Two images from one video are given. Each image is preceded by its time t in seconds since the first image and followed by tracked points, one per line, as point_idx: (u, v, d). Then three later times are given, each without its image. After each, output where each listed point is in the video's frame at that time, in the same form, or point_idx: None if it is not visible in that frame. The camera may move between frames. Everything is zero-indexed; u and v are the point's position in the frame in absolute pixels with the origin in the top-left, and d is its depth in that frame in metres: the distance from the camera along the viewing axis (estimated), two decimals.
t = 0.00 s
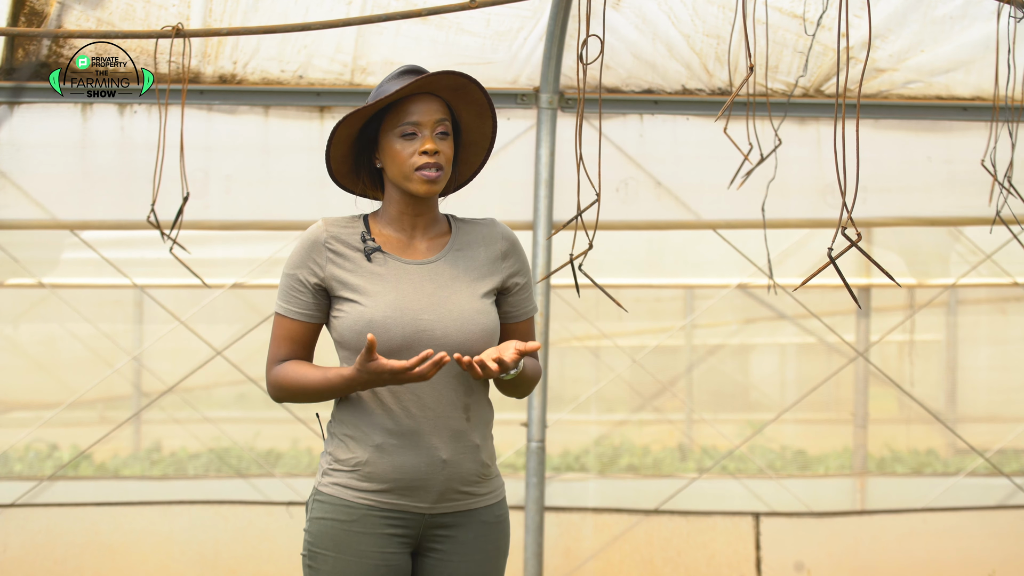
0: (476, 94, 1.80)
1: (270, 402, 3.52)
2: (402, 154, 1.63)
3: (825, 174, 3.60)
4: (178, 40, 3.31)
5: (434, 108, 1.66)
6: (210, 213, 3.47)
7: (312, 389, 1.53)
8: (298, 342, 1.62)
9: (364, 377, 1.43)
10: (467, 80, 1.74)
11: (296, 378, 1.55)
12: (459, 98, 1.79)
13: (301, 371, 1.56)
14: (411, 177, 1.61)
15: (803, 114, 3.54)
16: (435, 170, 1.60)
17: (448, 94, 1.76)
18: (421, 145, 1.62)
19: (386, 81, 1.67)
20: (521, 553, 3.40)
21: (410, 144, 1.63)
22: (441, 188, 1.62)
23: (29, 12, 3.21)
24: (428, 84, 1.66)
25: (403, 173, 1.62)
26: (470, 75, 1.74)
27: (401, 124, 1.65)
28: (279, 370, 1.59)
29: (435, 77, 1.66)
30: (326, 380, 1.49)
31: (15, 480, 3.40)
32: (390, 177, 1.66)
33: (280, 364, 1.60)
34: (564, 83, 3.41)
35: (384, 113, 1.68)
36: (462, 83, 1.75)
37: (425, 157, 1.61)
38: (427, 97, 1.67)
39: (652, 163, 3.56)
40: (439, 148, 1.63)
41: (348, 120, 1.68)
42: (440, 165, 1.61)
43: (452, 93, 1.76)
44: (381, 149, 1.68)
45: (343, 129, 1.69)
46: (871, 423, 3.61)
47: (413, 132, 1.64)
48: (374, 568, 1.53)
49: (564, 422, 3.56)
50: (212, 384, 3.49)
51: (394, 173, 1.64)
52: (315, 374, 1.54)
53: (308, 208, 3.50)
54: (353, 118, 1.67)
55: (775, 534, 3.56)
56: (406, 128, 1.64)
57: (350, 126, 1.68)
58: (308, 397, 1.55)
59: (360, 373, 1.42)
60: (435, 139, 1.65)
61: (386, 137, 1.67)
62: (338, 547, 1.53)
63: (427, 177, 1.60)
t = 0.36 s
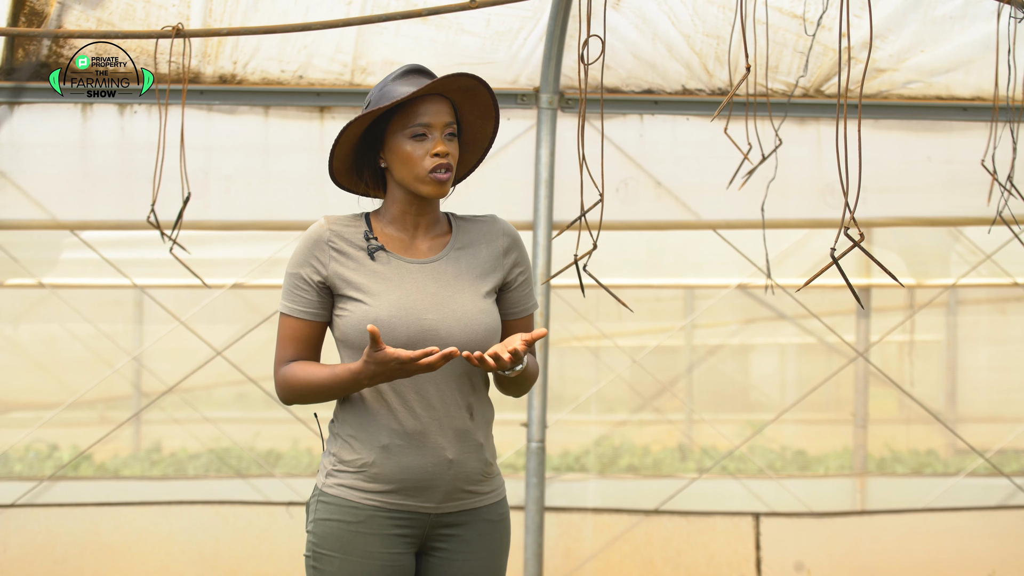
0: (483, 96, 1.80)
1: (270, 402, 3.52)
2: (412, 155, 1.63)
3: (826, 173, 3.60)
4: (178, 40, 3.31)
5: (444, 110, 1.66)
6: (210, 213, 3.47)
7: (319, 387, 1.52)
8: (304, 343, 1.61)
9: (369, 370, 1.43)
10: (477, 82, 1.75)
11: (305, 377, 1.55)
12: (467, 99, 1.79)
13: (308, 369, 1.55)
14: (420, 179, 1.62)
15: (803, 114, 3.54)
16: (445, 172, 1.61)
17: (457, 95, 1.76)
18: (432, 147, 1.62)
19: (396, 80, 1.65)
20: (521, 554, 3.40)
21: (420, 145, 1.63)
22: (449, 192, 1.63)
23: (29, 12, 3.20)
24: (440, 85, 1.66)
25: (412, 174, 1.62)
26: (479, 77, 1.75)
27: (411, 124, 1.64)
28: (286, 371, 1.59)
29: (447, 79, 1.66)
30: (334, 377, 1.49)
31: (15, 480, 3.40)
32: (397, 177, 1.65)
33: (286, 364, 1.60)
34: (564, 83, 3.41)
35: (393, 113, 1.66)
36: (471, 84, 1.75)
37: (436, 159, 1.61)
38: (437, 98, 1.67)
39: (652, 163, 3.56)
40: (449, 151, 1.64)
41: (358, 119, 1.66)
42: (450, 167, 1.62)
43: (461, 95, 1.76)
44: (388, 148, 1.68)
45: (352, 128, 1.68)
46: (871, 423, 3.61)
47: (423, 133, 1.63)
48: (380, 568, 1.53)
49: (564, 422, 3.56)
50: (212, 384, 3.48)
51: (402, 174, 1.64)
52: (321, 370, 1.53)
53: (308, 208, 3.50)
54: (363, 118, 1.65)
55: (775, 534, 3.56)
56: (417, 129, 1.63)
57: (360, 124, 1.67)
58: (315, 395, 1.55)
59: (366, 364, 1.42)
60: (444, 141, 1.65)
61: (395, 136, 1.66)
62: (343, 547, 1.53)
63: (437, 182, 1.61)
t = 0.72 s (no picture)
0: (489, 101, 1.80)
1: (270, 402, 3.52)
2: (415, 157, 1.63)
3: (826, 173, 3.60)
4: (178, 40, 3.31)
5: (449, 114, 1.66)
6: (210, 213, 3.47)
7: (314, 402, 1.54)
8: (298, 344, 1.62)
9: (371, 410, 1.45)
10: (483, 87, 1.75)
11: (300, 387, 1.56)
12: (472, 103, 1.79)
13: (305, 379, 1.56)
14: (423, 181, 1.62)
15: (803, 114, 3.54)
16: (447, 176, 1.62)
17: (462, 99, 1.77)
18: (435, 150, 1.62)
19: (402, 81, 1.64)
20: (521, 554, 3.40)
21: (424, 148, 1.63)
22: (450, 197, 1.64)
23: (29, 12, 3.20)
24: (445, 89, 1.66)
25: (414, 176, 1.62)
26: (485, 83, 1.75)
27: (415, 126, 1.64)
28: (281, 374, 1.60)
29: (453, 83, 1.66)
30: (333, 400, 1.51)
31: (15, 480, 3.40)
32: (400, 178, 1.65)
33: (281, 367, 1.61)
34: (564, 83, 3.41)
35: (398, 114, 1.66)
36: (477, 89, 1.75)
37: (438, 163, 1.61)
38: (442, 100, 1.66)
39: (652, 163, 3.56)
40: (452, 154, 1.64)
41: (362, 119, 1.66)
42: (452, 172, 1.63)
43: (466, 98, 1.77)
44: (391, 148, 1.67)
45: (356, 127, 1.68)
46: (871, 423, 3.61)
47: (427, 136, 1.63)
48: (379, 567, 1.53)
49: (563, 422, 3.56)
50: (212, 384, 3.49)
51: (405, 175, 1.64)
52: (318, 385, 1.54)
53: (308, 207, 3.50)
54: (368, 119, 1.65)
55: (775, 534, 3.56)
56: (420, 132, 1.63)
57: (364, 125, 1.67)
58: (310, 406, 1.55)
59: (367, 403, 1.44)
60: (448, 144, 1.65)
61: (399, 137, 1.66)
62: (342, 546, 1.53)
63: (438, 187, 1.62)
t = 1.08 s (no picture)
0: (487, 95, 1.80)
1: (270, 402, 3.52)
2: (416, 152, 1.62)
3: (825, 173, 3.61)
4: (178, 40, 3.31)
5: (448, 108, 1.67)
6: (210, 212, 3.47)
7: (316, 380, 1.49)
8: (304, 338, 1.59)
9: (370, 362, 1.41)
10: (480, 80, 1.75)
11: (303, 371, 1.52)
12: (470, 96, 1.79)
13: (306, 363, 1.52)
14: (425, 177, 1.62)
15: (803, 114, 3.54)
16: (449, 170, 1.62)
17: (460, 92, 1.77)
18: (436, 144, 1.62)
19: (398, 79, 1.65)
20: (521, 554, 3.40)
21: (425, 143, 1.63)
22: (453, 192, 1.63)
23: (29, 12, 3.21)
24: (443, 83, 1.66)
25: (416, 171, 1.62)
26: (483, 76, 1.75)
27: (415, 122, 1.64)
28: (284, 365, 1.56)
29: (450, 77, 1.66)
30: (334, 368, 1.46)
31: (15, 480, 3.40)
32: (401, 174, 1.65)
33: (284, 359, 1.57)
34: (564, 82, 3.41)
35: (397, 111, 1.67)
36: (475, 82, 1.76)
37: (441, 157, 1.61)
38: (441, 95, 1.67)
39: (652, 163, 3.56)
40: (453, 148, 1.64)
41: (362, 118, 1.67)
42: (453, 165, 1.63)
43: (464, 92, 1.77)
44: (392, 146, 1.67)
45: (356, 126, 1.67)
46: (871, 423, 3.61)
47: (427, 131, 1.63)
48: (378, 565, 1.53)
49: (563, 422, 3.56)
50: (212, 384, 3.49)
51: (407, 171, 1.63)
52: (318, 364, 1.50)
53: (307, 207, 3.50)
54: (367, 117, 1.65)
55: (775, 534, 3.56)
56: (420, 128, 1.63)
57: (364, 124, 1.67)
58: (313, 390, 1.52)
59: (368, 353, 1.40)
60: (448, 138, 1.65)
61: (399, 134, 1.66)
62: (341, 544, 1.53)
63: (441, 181, 1.61)
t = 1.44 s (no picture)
0: (486, 97, 1.81)
1: (270, 402, 3.52)
2: (417, 155, 1.62)
3: (826, 173, 3.60)
4: (178, 40, 3.31)
5: (448, 111, 1.67)
6: (210, 212, 3.47)
7: (319, 388, 1.51)
8: (305, 342, 1.60)
9: (377, 374, 1.41)
10: (480, 83, 1.75)
11: (306, 378, 1.53)
12: (469, 99, 1.80)
13: (309, 371, 1.54)
14: (425, 180, 1.62)
15: (803, 114, 3.54)
16: (448, 175, 1.63)
17: (460, 95, 1.77)
18: (437, 148, 1.63)
19: (397, 82, 1.64)
20: (521, 554, 3.40)
21: (425, 146, 1.63)
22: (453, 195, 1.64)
23: (29, 12, 3.21)
24: (444, 87, 1.66)
25: (416, 174, 1.62)
26: (483, 79, 1.75)
27: (416, 125, 1.64)
28: (287, 372, 1.57)
29: (451, 81, 1.66)
30: (339, 380, 1.48)
31: (15, 480, 3.40)
32: (400, 176, 1.65)
33: (287, 364, 1.58)
34: (564, 82, 3.41)
35: (397, 113, 1.66)
36: (475, 86, 1.76)
37: (441, 160, 1.62)
38: (441, 98, 1.67)
39: (652, 163, 3.56)
40: (453, 151, 1.65)
41: (362, 120, 1.67)
42: (453, 169, 1.64)
43: (464, 95, 1.77)
44: (391, 147, 1.68)
45: (357, 128, 1.67)
46: (871, 423, 3.61)
47: (428, 135, 1.64)
48: (378, 563, 1.53)
49: (563, 422, 3.56)
50: (212, 384, 3.49)
51: (406, 173, 1.64)
52: (322, 372, 1.52)
53: (307, 207, 3.50)
54: (368, 120, 1.65)
55: (775, 534, 3.56)
56: (421, 131, 1.64)
57: (364, 127, 1.67)
58: (319, 398, 1.53)
59: (373, 365, 1.41)
60: (449, 142, 1.66)
61: (399, 137, 1.66)
62: (340, 543, 1.53)
63: (440, 185, 1.62)
